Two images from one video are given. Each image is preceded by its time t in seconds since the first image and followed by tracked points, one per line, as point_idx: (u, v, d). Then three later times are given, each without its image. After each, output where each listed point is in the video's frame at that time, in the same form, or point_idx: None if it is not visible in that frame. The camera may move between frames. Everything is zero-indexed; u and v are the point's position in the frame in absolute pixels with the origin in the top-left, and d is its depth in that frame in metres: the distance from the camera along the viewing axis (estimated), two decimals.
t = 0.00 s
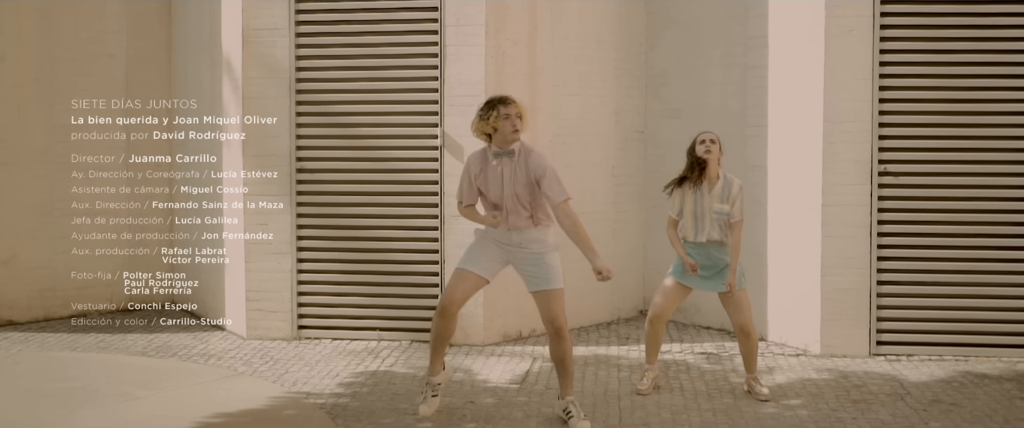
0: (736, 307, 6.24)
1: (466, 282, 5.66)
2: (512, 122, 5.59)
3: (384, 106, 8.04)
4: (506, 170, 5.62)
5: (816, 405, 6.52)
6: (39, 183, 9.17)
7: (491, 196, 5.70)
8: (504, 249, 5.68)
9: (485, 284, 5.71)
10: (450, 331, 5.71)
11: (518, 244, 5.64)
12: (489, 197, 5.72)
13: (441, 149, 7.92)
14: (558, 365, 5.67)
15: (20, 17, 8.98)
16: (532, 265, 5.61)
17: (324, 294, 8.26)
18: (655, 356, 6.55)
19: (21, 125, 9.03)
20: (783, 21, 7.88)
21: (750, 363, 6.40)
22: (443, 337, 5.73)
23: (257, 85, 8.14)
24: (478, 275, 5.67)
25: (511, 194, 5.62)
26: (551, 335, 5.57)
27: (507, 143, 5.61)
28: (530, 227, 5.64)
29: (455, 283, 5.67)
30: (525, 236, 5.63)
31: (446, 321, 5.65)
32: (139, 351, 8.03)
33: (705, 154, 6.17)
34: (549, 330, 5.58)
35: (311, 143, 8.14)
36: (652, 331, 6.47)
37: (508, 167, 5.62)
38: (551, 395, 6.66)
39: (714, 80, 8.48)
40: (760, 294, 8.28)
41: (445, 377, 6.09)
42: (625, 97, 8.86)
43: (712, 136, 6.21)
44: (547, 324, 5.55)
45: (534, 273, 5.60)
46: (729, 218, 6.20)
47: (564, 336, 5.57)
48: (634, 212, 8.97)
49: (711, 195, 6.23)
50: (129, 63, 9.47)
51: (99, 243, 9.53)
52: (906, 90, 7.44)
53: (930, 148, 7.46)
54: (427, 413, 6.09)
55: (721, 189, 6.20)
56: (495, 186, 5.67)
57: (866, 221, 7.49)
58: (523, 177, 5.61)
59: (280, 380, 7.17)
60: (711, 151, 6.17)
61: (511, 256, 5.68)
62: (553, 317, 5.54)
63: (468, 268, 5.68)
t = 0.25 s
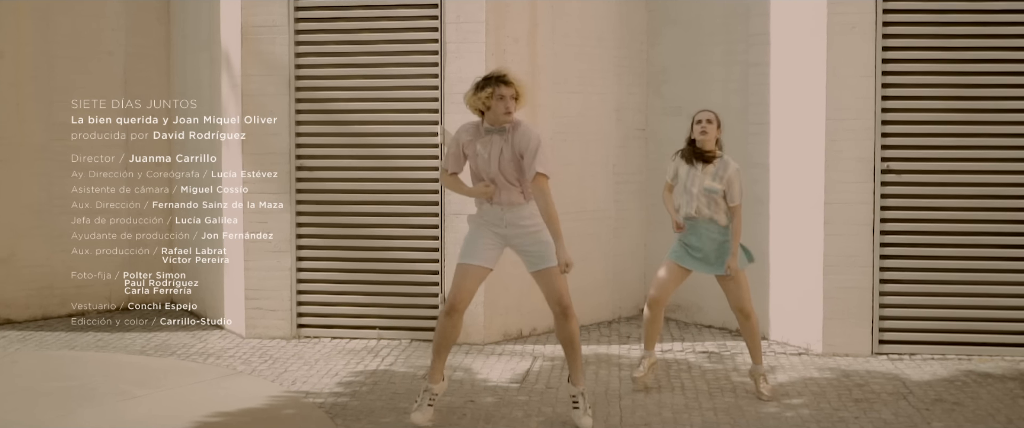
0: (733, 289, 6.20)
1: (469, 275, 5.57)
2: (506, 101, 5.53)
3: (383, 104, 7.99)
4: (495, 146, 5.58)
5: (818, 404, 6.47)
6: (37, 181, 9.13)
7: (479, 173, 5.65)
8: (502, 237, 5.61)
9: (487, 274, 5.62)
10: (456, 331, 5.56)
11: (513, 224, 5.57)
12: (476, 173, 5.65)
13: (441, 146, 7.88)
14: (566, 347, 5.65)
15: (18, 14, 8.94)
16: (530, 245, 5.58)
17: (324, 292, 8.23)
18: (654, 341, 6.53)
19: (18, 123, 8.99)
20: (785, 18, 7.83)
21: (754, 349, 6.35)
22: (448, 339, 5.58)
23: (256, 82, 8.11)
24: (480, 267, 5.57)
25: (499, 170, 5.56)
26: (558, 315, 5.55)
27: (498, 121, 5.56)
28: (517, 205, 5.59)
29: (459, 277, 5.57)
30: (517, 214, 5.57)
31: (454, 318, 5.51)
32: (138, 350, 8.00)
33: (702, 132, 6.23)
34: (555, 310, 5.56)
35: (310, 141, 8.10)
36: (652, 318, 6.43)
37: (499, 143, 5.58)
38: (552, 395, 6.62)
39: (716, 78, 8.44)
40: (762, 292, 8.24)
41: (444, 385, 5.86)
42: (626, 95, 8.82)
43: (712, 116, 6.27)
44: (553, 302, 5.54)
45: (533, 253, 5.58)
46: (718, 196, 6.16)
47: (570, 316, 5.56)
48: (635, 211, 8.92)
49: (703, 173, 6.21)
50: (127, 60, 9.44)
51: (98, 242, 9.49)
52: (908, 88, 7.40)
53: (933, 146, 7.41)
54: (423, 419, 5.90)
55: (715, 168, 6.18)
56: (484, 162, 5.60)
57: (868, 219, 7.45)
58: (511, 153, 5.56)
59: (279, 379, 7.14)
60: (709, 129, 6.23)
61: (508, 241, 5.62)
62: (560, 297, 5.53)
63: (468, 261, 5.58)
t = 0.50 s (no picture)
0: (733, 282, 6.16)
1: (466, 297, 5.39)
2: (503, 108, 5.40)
3: (383, 101, 7.95)
4: (495, 157, 5.44)
5: (820, 403, 6.44)
6: (34, 179, 9.09)
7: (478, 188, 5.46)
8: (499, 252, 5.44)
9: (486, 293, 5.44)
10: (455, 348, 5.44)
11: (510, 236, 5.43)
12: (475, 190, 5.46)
13: (441, 143, 7.82)
14: (575, 345, 5.54)
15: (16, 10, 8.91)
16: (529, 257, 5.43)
17: (323, 291, 8.19)
18: (654, 349, 6.48)
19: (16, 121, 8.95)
20: (786, 15, 7.79)
21: (750, 343, 6.42)
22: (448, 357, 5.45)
23: (254, 80, 8.07)
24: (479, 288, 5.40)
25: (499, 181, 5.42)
26: (568, 312, 5.42)
27: (495, 130, 5.41)
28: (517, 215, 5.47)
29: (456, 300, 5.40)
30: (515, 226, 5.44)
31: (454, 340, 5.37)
32: (136, 349, 7.96)
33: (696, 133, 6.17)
34: (564, 309, 5.43)
35: (309, 138, 8.05)
36: (652, 320, 6.36)
37: (498, 153, 5.45)
38: (553, 394, 6.58)
39: (717, 75, 8.39)
40: (763, 291, 8.21)
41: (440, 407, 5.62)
42: (626, 92, 8.77)
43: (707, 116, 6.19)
44: (562, 302, 5.40)
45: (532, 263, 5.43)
46: (712, 196, 6.14)
47: (580, 313, 5.42)
48: (636, 209, 8.88)
49: (697, 173, 6.18)
50: (125, 57, 9.39)
51: (96, 240, 9.44)
52: (911, 85, 7.36)
53: (936, 144, 7.37)
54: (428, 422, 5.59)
55: (709, 169, 6.17)
56: (484, 175, 5.43)
57: (870, 217, 7.41)
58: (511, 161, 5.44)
59: (278, 378, 7.09)
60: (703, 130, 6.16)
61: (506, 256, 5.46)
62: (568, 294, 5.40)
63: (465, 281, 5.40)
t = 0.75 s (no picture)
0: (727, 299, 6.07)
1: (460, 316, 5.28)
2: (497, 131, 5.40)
3: (382, 98, 7.91)
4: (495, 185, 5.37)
5: (822, 402, 6.40)
6: (32, 177, 9.05)
7: (481, 220, 5.35)
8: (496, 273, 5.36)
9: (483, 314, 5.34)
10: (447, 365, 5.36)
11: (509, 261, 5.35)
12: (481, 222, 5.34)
13: (441, 142, 7.78)
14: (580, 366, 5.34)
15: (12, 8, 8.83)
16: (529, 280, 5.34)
17: (322, 289, 8.14)
18: (655, 355, 6.49)
19: (12, 118, 8.90)
20: (788, 12, 7.75)
21: (746, 354, 6.27)
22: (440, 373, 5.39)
23: (253, 77, 8.03)
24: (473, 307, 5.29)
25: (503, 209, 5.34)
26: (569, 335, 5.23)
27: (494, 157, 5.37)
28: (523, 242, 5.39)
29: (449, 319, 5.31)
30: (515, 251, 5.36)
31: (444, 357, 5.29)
32: (133, 348, 7.91)
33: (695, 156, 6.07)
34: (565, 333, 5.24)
35: (308, 136, 8.01)
36: (647, 330, 6.34)
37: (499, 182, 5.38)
38: (553, 393, 6.54)
39: (718, 72, 8.35)
40: (764, 289, 8.16)
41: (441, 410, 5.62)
42: (627, 89, 8.72)
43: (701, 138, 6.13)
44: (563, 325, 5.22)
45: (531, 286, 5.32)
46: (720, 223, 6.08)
47: (581, 337, 5.22)
48: (636, 207, 8.84)
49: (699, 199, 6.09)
50: (123, 54, 9.35)
51: (93, 238, 9.40)
52: (913, 83, 7.31)
53: (938, 141, 7.33)
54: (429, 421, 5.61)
55: (711, 196, 6.10)
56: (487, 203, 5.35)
57: (873, 215, 7.37)
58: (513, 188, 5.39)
59: (276, 377, 7.05)
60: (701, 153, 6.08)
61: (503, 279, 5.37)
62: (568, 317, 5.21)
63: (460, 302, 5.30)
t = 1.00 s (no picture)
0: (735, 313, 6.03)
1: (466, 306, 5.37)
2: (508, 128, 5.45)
3: (381, 96, 7.87)
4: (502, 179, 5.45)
5: (823, 401, 6.36)
6: (30, 175, 9.01)
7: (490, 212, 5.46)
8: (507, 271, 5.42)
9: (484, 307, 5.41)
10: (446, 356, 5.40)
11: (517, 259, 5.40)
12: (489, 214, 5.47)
13: (441, 140, 7.77)
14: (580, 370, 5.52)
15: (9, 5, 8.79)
16: (534, 283, 5.39)
17: (321, 288, 8.10)
18: (656, 354, 6.46)
19: (10, 116, 8.86)
20: (789, 9, 7.71)
21: (748, 360, 6.21)
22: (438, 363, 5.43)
23: (252, 74, 7.99)
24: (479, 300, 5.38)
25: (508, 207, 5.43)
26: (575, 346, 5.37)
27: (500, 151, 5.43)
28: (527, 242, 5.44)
29: (453, 308, 5.37)
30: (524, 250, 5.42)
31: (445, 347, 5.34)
32: (132, 347, 7.88)
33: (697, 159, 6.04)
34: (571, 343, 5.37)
35: (307, 133, 7.96)
36: (648, 330, 6.33)
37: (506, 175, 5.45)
38: (553, 392, 6.50)
39: (720, 69, 8.31)
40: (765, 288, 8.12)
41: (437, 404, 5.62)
42: (628, 87, 8.68)
43: (706, 139, 6.09)
44: (570, 337, 5.34)
45: (540, 291, 5.38)
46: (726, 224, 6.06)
47: (586, 347, 5.37)
48: (637, 205, 8.79)
49: (706, 200, 6.09)
50: (121, 51, 9.31)
51: (92, 236, 9.37)
52: (916, 80, 7.27)
53: (941, 139, 7.29)
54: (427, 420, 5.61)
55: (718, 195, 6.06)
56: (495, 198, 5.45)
57: (875, 213, 7.33)
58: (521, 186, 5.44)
59: (276, 376, 7.02)
60: (705, 155, 6.04)
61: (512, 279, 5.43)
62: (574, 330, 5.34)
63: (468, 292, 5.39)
